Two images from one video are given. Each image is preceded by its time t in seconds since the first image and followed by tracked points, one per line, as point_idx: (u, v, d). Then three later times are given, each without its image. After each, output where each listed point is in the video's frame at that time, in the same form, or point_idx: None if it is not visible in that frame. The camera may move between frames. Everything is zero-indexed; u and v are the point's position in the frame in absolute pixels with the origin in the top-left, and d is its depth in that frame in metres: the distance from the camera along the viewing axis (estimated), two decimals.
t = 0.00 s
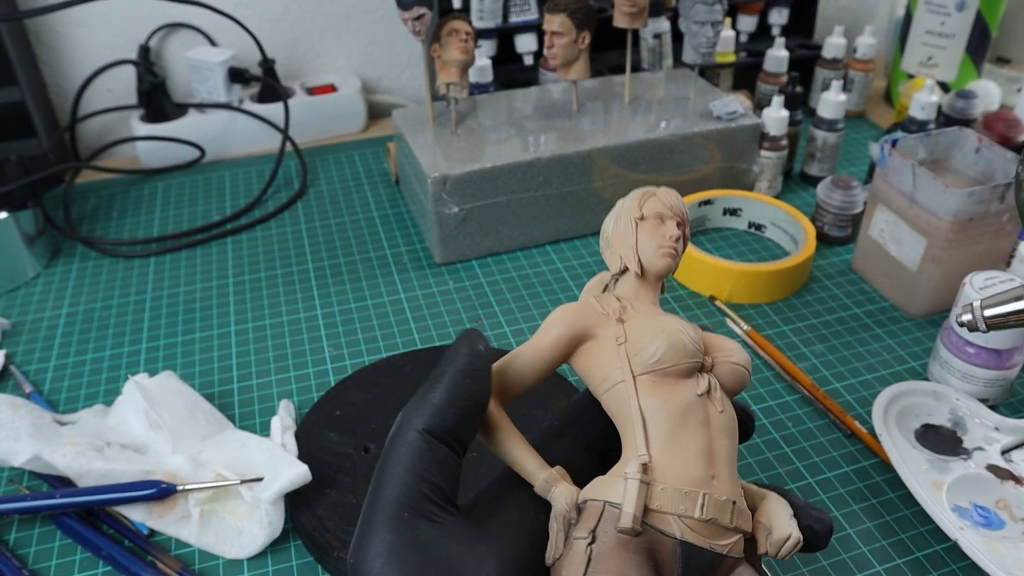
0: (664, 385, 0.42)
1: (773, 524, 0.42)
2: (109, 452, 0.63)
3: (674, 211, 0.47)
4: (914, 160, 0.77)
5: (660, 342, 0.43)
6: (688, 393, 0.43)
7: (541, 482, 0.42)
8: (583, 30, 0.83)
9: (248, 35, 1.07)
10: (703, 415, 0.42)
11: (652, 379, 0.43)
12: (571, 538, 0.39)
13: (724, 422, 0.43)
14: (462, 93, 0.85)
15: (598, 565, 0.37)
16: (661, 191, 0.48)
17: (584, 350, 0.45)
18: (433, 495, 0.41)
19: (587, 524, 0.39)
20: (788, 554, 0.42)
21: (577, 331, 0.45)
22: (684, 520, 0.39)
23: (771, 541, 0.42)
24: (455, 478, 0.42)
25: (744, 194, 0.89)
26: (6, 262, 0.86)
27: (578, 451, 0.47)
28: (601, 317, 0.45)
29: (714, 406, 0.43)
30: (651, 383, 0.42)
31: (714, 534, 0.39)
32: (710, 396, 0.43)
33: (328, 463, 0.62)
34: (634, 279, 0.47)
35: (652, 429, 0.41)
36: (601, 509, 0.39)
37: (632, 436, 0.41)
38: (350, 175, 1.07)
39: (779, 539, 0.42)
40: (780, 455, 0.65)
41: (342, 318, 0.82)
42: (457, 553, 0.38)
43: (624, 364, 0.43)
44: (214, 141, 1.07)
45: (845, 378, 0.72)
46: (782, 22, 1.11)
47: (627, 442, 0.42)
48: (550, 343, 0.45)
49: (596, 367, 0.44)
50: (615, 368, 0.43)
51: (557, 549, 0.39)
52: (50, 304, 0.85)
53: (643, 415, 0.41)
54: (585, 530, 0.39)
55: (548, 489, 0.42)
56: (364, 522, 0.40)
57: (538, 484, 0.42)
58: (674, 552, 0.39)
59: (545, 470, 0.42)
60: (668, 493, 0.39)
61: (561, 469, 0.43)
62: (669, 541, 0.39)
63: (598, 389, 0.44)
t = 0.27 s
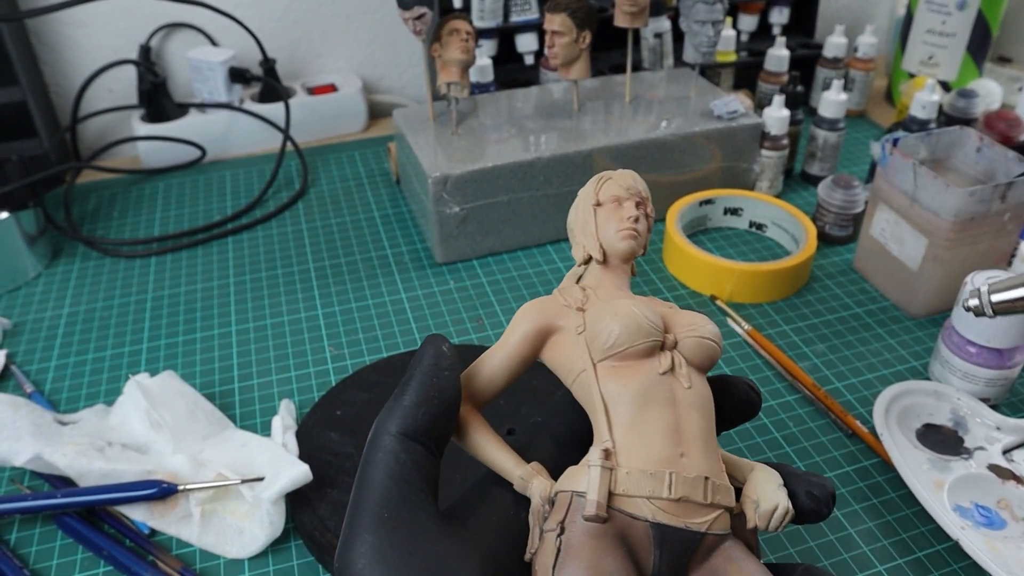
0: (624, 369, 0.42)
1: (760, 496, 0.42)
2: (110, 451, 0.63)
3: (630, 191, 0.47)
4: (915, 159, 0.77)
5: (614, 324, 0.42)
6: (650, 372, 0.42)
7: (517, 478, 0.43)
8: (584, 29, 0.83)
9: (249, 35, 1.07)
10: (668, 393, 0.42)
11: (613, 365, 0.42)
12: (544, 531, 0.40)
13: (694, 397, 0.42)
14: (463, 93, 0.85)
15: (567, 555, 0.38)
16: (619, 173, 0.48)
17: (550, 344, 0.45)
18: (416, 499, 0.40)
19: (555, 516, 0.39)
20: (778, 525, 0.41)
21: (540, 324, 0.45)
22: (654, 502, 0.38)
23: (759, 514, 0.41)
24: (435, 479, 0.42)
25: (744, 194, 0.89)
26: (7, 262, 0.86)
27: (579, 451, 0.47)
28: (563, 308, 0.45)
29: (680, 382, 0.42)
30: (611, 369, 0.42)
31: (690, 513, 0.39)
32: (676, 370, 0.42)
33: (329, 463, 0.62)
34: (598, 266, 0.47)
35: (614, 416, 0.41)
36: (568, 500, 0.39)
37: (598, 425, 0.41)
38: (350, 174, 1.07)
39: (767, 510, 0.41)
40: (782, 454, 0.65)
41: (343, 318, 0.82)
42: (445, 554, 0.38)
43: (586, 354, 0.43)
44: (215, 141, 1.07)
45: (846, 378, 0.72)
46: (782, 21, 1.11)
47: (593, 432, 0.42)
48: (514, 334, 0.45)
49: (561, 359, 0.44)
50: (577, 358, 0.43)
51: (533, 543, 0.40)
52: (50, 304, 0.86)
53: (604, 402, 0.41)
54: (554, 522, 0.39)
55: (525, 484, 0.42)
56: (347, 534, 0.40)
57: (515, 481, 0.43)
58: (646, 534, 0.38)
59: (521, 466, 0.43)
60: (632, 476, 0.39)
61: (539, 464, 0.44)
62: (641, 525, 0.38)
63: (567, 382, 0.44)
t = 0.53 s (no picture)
0: (626, 374, 0.42)
1: (770, 499, 0.41)
2: (111, 451, 0.63)
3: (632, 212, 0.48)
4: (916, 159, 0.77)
5: (618, 332, 0.43)
6: (651, 377, 0.42)
7: (528, 487, 0.42)
8: (584, 30, 0.83)
9: (250, 35, 1.07)
10: (671, 396, 0.41)
11: (616, 371, 0.43)
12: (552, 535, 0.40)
13: (697, 401, 0.42)
14: (463, 93, 0.85)
15: (572, 557, 0.37)
16: (623, 195, 0.49)
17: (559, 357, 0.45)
18: (429, 508, 0.40)
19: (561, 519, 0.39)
20: (790, 528, 0.41)
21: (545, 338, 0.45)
22: (657, 503, 0.38)
23: (769, 517, 0.41)
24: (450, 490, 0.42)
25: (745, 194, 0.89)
26: (8, 262, 0.86)
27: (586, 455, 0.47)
28: (570, 323, 0.46)
29: (683, 386, 0.42)
30: (615, 376, 0.42)
31: (694, 514, 0.38)
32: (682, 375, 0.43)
33: (330, 463, 0.62)
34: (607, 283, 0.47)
35: (616, 420, 0.41)
36: (573, 502, 0.39)
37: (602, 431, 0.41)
38: (351, 174, 1.07)
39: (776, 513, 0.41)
40: (782, 455, 0.65)
41: (343, 318, 0.82)
42: (459, 560, 0.38)
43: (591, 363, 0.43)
44: (216, 141, 1.07)
45: (846, 378, 0.72)
46: (783, 21, 1.11)
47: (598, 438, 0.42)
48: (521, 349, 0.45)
49: (568, 370, 0.44)
50: (583, 368, 0.43)
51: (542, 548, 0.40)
52: (51, 304, 0.86)
53: (607, 408, 0.42)
54: (559, 525, 0.39)
55: (536, 493, 0.42)
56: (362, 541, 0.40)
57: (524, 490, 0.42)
58: (650, 535, 0.38)
59: (531, 476, 0.43)
60: (634, 476, 0.39)
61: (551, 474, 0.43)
62: (644, 525, 0.38)
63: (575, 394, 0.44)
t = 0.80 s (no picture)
0: (663, 370, 0.43)
1: (760, 504, 0.42)
2: (111, 451, 0.63)
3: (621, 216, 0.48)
4: (916, 160, 0.77)
5: (659, 331, 0.43)
6: (685, 376, 0.43)
7: (556, 471, 0.41)
8: (585, 30, 0.83)
9: (250, 35, 1.07)
10: (701, 398, 0.43)
11: (653, 365, 0.43)
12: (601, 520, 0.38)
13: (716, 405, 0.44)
14: (464, 93, 0.85)
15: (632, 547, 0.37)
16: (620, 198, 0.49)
17: (575, 344, 0.44)
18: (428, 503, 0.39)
19: (617, 505, 0.38)
20: (774, 531, 0.42)
21: (567, 323, 0.44)
22: (707, 495, 0.39)
23: (761, 520, 0.42)
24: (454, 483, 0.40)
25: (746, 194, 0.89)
26: (8, 262, 0.86)
27: (589, 457, 0.46)
28: (588, 312, 0.45)
29: (706, 390, 0.44)
30: (654, 369, 0.43)
31: (728, 509, 0.40)
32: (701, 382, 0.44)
33: (330, 464, 0.62)
34: (604, 280, 0.47)
35: (663, 410, 0.41)
36: (633, 488, 0.38)
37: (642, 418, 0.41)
38: (352, 174, 1.07)
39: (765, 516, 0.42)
40: (783, 455, 0.65)
41: (344, 318, 0.82)
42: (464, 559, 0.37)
43: (623, 354, 0.43)
44: (217, 141, 1.07)
45: (847, 378, 0.72)
46: (784, 21, 1.11)
47: (634, 426, 0.41)
48: (536, 331, 0.43)
49: (589, 359, 0.43)
50: (614, 357, 0.43)
51: (585, 535, 0.38)
52: (52, 304, 0.86)
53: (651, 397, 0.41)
54: (619, 509, 0.38)
55: (560, 479, 0.41)
56: (358, 542, 0.38)
57: (552, 475, 0.41)
58: (700, 526, 0.39)
59: (555, 462, 0.41)
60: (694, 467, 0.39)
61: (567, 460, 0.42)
62: (697, 518, 0.39)
63: (592, 383, 0.43)
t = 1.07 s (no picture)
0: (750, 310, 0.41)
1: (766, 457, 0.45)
2: (112, 451, 0.64)
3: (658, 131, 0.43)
4: (917, 160, 0.77)
5: (747, 270, 0.42)
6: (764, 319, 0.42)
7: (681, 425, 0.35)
8: (585, 30, 0.83)
9: (251, 35, 1.07)
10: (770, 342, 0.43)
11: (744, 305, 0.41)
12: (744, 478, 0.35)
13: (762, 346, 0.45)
14: (464, 93, 0.85)
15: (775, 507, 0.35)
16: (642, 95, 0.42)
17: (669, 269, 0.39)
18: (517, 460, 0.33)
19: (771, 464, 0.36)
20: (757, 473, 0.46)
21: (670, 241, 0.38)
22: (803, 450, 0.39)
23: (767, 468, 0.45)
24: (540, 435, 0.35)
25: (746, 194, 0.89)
26: (9, 262, 0.86)
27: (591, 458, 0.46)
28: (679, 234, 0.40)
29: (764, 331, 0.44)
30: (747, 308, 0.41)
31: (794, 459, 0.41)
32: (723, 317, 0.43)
33: (330, 464, 0.62)
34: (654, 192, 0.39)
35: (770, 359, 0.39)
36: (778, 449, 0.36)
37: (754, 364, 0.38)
38: (352, 175, 1.07)
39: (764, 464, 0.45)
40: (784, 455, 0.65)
41: (344, 318, 0.82)
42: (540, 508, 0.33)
43: (718, 291, 0.40)
44: (217, 141, 1.07)
45: (847, 379, 0.72)
46: (784, 21, 1.11)
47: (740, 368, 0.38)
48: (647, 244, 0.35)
49: (687, 289, 0.39)
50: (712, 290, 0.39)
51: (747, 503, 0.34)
52: (52, 304, 0.86)
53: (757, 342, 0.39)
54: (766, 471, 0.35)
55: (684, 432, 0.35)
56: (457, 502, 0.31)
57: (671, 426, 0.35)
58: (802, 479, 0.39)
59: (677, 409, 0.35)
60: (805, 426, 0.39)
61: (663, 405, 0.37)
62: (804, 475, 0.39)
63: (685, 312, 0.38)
